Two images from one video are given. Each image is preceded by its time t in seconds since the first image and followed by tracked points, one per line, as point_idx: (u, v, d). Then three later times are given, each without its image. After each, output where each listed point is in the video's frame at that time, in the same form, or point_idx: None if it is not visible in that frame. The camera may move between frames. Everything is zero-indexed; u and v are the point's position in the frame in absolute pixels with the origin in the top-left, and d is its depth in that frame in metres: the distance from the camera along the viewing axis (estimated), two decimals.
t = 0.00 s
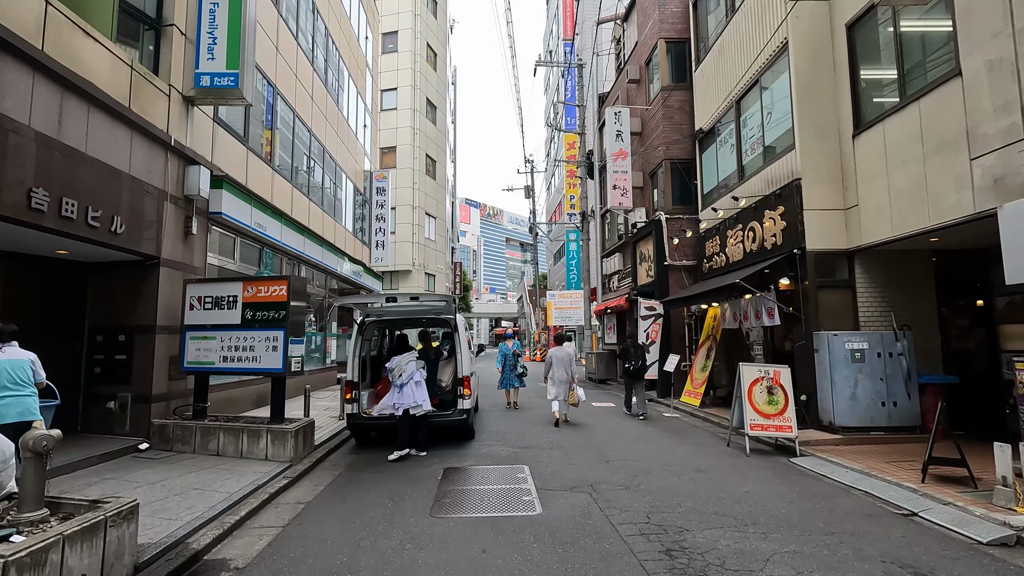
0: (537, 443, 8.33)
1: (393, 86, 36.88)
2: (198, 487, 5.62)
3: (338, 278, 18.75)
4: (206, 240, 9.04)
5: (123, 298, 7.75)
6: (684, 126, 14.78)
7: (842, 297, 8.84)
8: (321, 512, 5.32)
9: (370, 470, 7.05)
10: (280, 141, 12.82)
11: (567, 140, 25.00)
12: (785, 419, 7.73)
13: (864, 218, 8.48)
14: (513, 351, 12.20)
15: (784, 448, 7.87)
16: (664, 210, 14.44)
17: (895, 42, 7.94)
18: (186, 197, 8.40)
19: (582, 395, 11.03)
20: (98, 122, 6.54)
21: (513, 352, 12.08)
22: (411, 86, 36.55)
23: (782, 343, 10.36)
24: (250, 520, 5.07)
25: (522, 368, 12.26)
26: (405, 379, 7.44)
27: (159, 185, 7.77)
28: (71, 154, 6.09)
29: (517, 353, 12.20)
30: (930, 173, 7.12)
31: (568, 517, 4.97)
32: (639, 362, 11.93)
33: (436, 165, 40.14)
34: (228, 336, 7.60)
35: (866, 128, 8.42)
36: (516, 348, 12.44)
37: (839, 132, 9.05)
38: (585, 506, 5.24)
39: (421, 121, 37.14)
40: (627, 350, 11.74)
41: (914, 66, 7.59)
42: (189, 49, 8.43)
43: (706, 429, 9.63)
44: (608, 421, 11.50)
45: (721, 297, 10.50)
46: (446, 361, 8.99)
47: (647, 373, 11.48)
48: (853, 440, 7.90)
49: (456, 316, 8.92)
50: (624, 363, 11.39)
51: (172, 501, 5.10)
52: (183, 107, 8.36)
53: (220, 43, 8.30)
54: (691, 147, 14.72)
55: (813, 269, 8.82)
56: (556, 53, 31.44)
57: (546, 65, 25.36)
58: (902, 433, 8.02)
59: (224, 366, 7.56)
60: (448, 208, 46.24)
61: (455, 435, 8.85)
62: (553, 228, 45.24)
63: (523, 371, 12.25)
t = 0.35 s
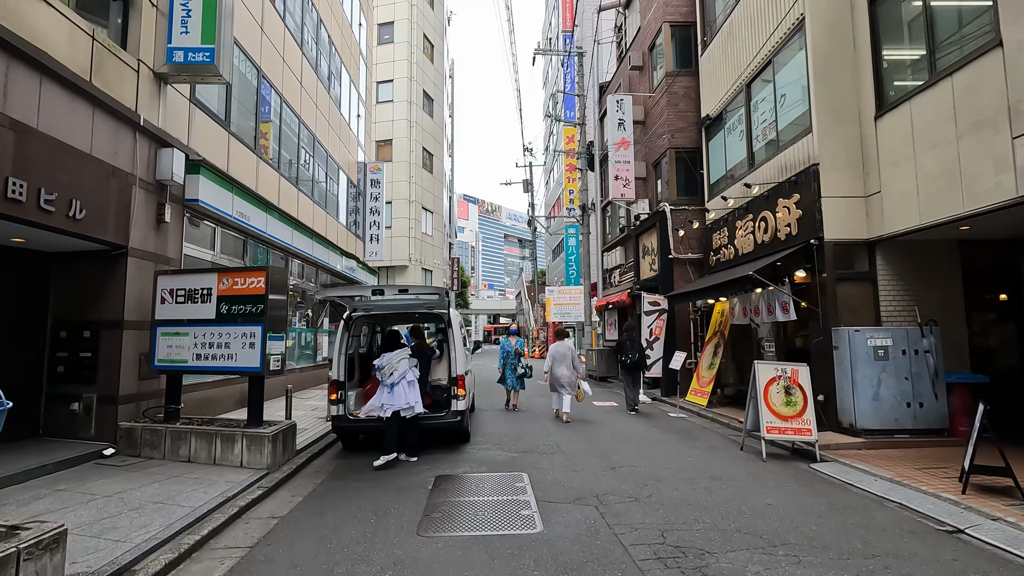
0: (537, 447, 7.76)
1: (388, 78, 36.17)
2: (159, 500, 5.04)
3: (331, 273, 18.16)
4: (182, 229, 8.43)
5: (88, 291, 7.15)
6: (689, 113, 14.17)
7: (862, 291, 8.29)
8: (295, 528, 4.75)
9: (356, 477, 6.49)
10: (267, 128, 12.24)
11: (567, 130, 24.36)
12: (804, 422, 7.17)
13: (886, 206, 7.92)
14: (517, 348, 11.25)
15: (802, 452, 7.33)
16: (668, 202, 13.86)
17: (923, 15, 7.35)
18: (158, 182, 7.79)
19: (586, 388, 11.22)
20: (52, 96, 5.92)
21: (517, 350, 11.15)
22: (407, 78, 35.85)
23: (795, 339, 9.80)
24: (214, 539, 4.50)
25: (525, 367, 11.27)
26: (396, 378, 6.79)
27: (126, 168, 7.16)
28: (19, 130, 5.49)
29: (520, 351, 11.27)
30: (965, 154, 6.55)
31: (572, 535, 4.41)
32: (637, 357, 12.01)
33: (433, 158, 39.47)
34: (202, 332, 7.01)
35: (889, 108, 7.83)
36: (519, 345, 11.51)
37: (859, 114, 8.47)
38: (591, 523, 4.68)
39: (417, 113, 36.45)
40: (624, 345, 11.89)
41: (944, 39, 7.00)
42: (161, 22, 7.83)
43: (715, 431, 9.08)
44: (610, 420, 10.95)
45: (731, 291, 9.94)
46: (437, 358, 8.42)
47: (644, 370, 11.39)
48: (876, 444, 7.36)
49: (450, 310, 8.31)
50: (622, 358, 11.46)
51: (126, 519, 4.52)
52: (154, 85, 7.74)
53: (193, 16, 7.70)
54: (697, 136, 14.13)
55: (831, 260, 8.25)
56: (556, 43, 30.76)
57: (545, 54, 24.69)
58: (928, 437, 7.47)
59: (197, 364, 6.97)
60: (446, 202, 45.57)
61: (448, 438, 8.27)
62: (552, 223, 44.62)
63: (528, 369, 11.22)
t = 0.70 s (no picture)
0: (525, 448, 7.21)
1: (372, 67, 35.27)
2: (91, 515, 4.39)
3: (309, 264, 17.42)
4: (136, 212, 7.70)
5: (25, 278, 6.42)
6: (682, 99, 13.66)
7: (868, 281, 7.83)
8: (248, 547, 4.13)
9: (325, 483, 5.88)
10: (237, 109, 11.49)
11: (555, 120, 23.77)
12: (810, 420, 6.70)
13: (896, 191, 7.46)
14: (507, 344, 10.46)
15: (807, 452, 6.86)
16: (660, 190, 13.35)
17: None
18: (107, 158, 7.06)
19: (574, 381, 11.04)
20: None
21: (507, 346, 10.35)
22: (391, 67, 34.97)
23: (795, 332, 9.36)
24: (150, 561, 3.87)
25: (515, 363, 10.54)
26: (369, 378, 6.04)
27: (68, 141, 6.42)
28: None
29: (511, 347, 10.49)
30: (985, 132, 6.10)
31: (565, 553, 3.86)
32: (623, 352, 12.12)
33: (418, 149, 38.65)
34: (155, 323, 6.32)
35: (900, 86, 7.35)
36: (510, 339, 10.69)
37: (867, 94, 7.99)
38: (586, 538, 4.13)
39: (401, 103, 35.59)
40: (609, 341, 12.01)
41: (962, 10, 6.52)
42: None
43: (713, 429, 8.61)
44: (601, 418, 10.44)
45: (728, 282, 9.45)
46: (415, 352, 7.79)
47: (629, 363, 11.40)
48: (885, 443, 6.91)
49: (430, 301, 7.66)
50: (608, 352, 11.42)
51: (46, 539, 3.87)
52: (102, 51, 7.00)
53: None
54: (690, 123, 13.63)
55: (837, 248, 7.78)
56: (543, 32, 30.12)
57: (533, 41, 24.02)
58: (939, 435, 7.04)
59: (149, 359, 6.27)
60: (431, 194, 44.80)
61: (427, 439, 7.67)
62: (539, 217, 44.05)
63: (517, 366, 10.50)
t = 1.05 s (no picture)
0: (508, 459, 6.64)
1: (351, 59, 34.34)
2: None
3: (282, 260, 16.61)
4: (76, 200, 6.96)
5: None
6: (671, 90, 13.20)
7: (870, 280, 7.41)
8: None
9: (285, 503, 5.25)
10: (199, 93, 10.69)
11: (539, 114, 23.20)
12: (814, 428, 6.24)
13: (901, 183, 7.05)
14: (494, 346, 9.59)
15: (809, 462, 6.42)
16: (648, 185, 12.88)
17: None
18: (40, 139, 6.31)
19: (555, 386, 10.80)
20: None
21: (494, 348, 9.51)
22: (371, 59, 34.08)
23: (791, 333, 8.94)
24: None
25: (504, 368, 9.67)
26: (332, 390, 5.32)
27: None
28: None
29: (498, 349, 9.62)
30: (1001, 120, 5.69)
31: None
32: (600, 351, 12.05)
33: (399, 144, 37.81)
34: (90, 324, 5.59)
35: (906, 72, 6.93)
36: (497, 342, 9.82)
37: (869, 81, 7.57)
38: (578, 572, 3.59)
39: (382, 96, 34.72)
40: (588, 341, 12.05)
41: None
42: None
43: (706, 436, 8.15)
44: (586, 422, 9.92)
45: (721, 281, 8.99)
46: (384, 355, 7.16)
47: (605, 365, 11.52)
48: (891, 452, 6.49)
49: (405, 300, 7.04)
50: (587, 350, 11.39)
51: None
52: (34, 18, 6.23)
53: None
54: (679, 116, 13.17)
55: (838, 244, 7.36)
56: (527, 25, 29.53)
57: (516, 32, 23.34)
58: (946, 443, 6.65)
59: (83, 365, 5.55)
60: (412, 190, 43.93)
61: (401, 449, 7.05)
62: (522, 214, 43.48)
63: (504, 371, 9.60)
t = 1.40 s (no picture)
0: (477, 473, 6.13)
1: (322, 53, 33.40)
2: None
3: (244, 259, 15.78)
4: None
5: None
6: (650, 87, 12.88)
7: (856, 281, 7.14)
8: None
9: (224, 529, 4.64)
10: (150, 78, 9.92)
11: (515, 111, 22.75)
12: (802, 437, 5.90)
13: (889, 180, 6.78)
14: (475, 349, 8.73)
15: (796, 472, 6.07)
16: (626, 183, 12.54)
17: None
18: None
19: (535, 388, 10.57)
20: None
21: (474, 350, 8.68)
22: (343, 53, 33.19)
23: (773, 336, 8.65)
24: None
25: (482, 375, 8.75)
26: (280, 404, 4.74)
27: None
28: None
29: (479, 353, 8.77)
30: (998, 113, 5.42)
31: None
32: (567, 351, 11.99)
33: (372, 141, 36.96)
34: None
35: (896, 64, 6.65)
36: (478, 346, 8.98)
37: (856, 75, 7.31)
38: None
39: (354, 92, 33.84)
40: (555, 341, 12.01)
41: None
42: None
43: (687, 444, 7.77)
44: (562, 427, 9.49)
45: (703, 281, 8.64)
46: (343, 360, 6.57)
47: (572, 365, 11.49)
48: (880, 461, 6.18)
49: (368, 300, 6.47)
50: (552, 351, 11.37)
51: None
52: None
53: None
54: (657, 113, 12.86)
55: (825, 244, 7.06)
56: (503, 22, 29.09)
57: (492, 27, 22.83)
58: (935, 451, 6.39)
59: None
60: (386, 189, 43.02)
61: (361, 463, 6.48)
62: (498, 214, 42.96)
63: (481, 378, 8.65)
